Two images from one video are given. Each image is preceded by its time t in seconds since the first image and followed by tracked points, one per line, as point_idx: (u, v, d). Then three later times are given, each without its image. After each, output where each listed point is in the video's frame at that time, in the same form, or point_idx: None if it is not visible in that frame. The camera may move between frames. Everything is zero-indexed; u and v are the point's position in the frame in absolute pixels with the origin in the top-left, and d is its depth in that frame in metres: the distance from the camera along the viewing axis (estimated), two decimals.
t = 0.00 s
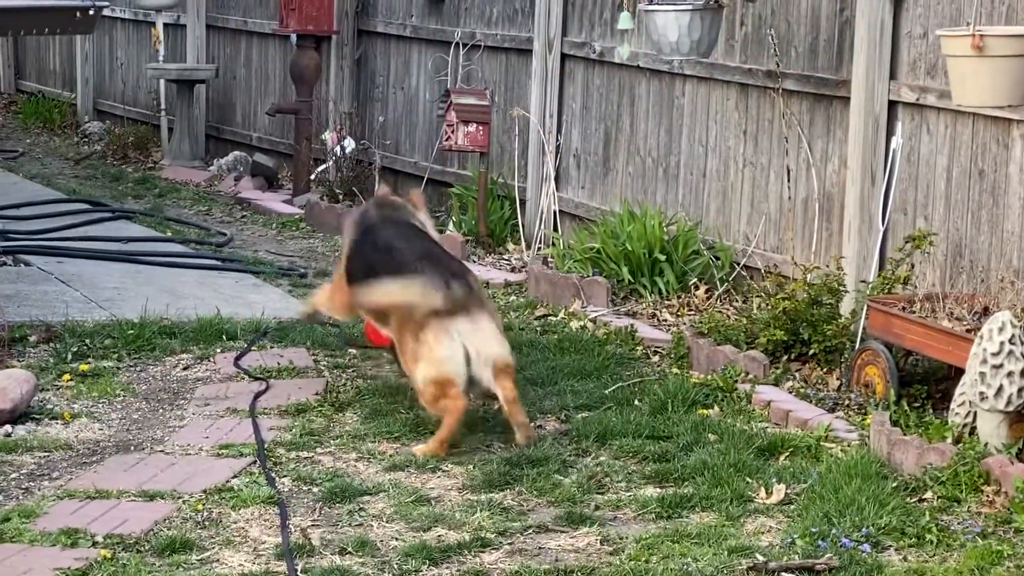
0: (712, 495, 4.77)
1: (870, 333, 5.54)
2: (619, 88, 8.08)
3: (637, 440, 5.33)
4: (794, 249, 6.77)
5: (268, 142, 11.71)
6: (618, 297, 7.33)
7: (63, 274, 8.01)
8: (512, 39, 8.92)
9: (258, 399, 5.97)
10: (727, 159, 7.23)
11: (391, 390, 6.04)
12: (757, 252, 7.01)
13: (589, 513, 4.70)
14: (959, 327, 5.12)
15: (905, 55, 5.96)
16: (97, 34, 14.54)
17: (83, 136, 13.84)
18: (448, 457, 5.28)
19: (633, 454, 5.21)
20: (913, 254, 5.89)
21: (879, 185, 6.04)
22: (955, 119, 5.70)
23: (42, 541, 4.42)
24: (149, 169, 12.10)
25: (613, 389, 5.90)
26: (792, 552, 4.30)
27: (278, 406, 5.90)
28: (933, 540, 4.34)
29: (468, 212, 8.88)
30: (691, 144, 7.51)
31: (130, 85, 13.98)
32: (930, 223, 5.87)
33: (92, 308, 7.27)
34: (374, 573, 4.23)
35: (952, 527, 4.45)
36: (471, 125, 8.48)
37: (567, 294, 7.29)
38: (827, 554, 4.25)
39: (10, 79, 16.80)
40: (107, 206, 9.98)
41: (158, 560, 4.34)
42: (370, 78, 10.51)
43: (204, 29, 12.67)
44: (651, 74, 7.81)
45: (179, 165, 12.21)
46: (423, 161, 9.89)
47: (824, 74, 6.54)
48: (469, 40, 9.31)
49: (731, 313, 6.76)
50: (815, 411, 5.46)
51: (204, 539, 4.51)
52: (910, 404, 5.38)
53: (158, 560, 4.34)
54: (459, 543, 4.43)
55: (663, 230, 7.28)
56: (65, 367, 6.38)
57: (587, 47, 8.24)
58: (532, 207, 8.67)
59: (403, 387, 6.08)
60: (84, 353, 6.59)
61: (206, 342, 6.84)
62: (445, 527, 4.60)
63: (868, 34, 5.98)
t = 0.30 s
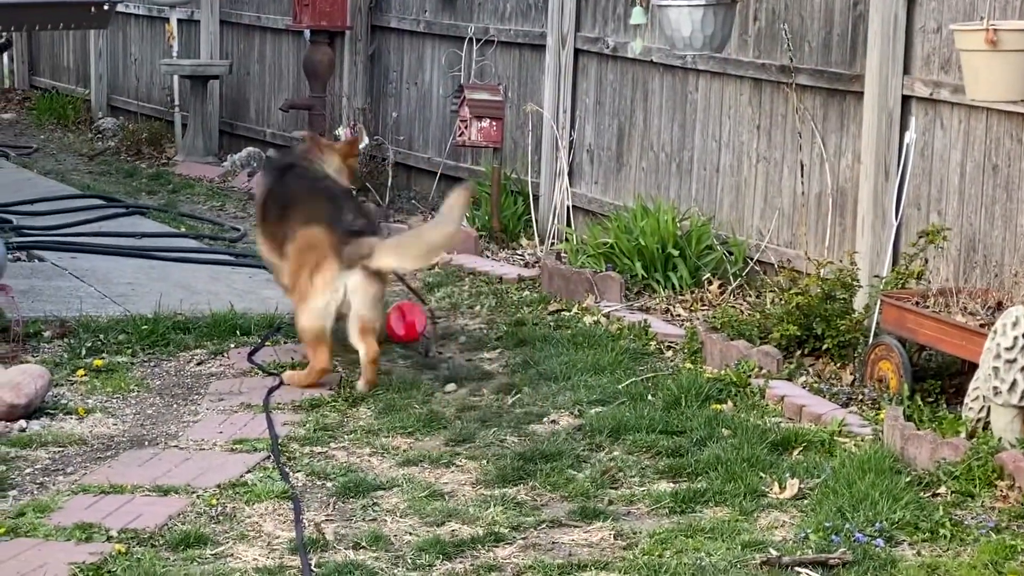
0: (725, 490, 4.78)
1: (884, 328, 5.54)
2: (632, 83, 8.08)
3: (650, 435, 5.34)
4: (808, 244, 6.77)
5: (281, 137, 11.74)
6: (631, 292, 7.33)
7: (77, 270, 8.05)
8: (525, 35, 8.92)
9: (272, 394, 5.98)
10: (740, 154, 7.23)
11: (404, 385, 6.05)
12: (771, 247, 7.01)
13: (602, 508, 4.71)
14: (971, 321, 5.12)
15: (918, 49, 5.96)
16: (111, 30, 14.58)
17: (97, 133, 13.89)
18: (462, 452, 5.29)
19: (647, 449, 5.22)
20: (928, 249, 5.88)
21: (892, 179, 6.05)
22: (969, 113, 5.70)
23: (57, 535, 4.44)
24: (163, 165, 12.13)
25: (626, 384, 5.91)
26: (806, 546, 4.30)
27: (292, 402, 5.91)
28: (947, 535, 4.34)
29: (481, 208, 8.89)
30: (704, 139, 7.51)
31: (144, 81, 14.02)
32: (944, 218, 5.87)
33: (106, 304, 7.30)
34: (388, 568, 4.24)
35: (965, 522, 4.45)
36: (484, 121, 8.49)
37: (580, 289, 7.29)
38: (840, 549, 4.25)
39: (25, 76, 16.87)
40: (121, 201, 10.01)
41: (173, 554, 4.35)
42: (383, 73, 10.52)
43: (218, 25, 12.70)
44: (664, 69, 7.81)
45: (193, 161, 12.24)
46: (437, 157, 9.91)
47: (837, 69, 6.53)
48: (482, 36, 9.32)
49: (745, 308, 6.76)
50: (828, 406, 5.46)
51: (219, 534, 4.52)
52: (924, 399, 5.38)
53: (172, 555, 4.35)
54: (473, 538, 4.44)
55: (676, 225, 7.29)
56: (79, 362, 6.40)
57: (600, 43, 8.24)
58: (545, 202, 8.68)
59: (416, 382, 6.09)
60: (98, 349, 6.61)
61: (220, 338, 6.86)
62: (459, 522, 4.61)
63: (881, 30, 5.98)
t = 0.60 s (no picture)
0: (744, 483, 4.78)
1: (902, 320, 5.54)
2: (650, 76, 8.08)
3: (669, 427, 5.35)
4: (826, 237, 6.77)
5: (299, 132, 11.76)
6: (649, 285, 7.33)
7: (96, 264, 8.09)
8: (543, 28, 8.92)
9: (291, 388, 6.01)
10: (758, 147, 7.22)
11: (422, 378, 6.07)
12: (789, 240, 7.01)
13: (621, 500, 4.72)
14: (990, 314, 5.12)
15: (936, 41, 5.95)
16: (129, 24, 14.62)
17: (116, 127, 13.94)
18: (481, 445, 5.31)
19: (665, 442, 5.22)
20: (946, 241, 5.87)
21: (910, 172, 6.04)
22: (987, 105, 5.68)
23: (78, 528, 4.46)
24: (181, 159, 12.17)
25: (644, 377, 5.91)
26: (825, 539, 4.30)
27: (311, 395, 5.94)
28: (967, 527, 4.34)
29: (499, 201, 8.89)
30: (721, 132, 7.51)
31: (162, 76, 14.07)
32: (963, 211, 5.85)
33: (125, 298, 7.33)
34: (408, 561, 4.25)
35: (985, 514, 4.45)
36: (502, 114, 8.50)
37: (598, 282, 7.30)
38: (860, 541, 4.25)
39: (42, 70, 16.95)
40: (139, 196, 10.05)
41: (193, 547, 4.36)
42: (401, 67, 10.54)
43: (235, 20, 12.73)
44: (682, 62, 7.81)
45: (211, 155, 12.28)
46: (454, 150, 9.92)
47: (855, 61, 6.52)
48: (499, 29, 9.32)
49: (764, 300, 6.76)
50: (846, 398, 5.46)
51: (238, 526, 4.54)
52: (943, 391, 5.38)
53: (193, 548, 4.36)
54: (492, 531, 4.45)
55: (694, 218, 7.30)
56: (99, 356, 6.43)
57: (617, 36, 8.23)
58: (564, 196, 8.69)
59: (435, 375, 6.11)
60: (118, 343, 6.65)
61: (239, 331, 6.89)
62: (478, 514, 4.62)
63: (900, 23, 5.97)
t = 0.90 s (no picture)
0: (763, 472, 4.78)
1: (922, 309, 5.53)
2: (667, 66, 8.07)
3: (687, 417, 5.35)
4: (844, 226, 6.75)
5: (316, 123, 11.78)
6: (667, 275, 7.33)
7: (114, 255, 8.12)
8: (560, 19, 8.91)
9: (309, 379, 6.02)
10: (776, 137, 7.21)
11: (440, 369, 6.08)
12: (806, 229, 6.99)
13: (640, 490, 4.72)
14: (1010, 303, 5.10)
15: (955, 30, 5.93)
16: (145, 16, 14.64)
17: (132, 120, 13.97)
18: (500, 435, 5.32)
19: (685, 432, 5.23)
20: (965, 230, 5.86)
21: (930, 161, 6.01)
22: (1007, 93, 5.66)
23: (99, 519, 4.48)
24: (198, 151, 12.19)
25: (662, 367, 5.92)
26: (845, 528, 4.30)
27: (329, 385, 5.96)
28: (987, 516, 4.34)
29: (516, 192, 8.89)
30: (739, 121, 7.50)
31: (178, 68, 14.09)
32: (982, 199, 5.84)
33: (144, 289, 7.36)
34: (428, 551, 4.26)
35: (1006, 503, 4.44)
36: (519, 105, 8.49)
37: (615, 272, 7.30)
38: (880, 530, 4.25)
39: (59, 63, 16.99)
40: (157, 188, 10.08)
41: (213, 537, 4.38)
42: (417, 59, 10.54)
43: (252, 12, 12.75)
44: (699, 52, 7.79)
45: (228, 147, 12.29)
46: (471, 141, 9.92)
47: (873, 50, 6.50)
48: (516, 20, 9.32)
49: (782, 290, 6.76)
50: (865, 388, 5.45)
51: (258, 517, 4.55)
52: (962, 380, 5.37)
53: (213, 538, 4.38)
54: (511, 521, 4.45)
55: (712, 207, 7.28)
56: (118, 347, 6.45)
57: (634, 26, 8.22)
58: (581, 186, 8.69)
59: (452, 365, 6.12)
60: (136, 334, 6.67)
61: (257, 322, 6.91)
62: (498, 504, 4.63)
63: (918, 12, 5.95)
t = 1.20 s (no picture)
0: (779, 464, 4.78)
1: (937, 300, 5.51)
2: (682, 57, 8.06)
3: (703, 409, 5.36)
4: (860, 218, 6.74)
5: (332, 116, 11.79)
6: (682, 267, 7.33)
7: (130, 248, 8.15)
8: (575, 10, 8.90)
9: (325, 371, 6.04)
10: (792, 128, 7.19)
11: (456, 361, 6.09)
12: (822, 220, 6.98)
13: (656, 482, 4.73)
14: None
15: (971, 20, 5.91)
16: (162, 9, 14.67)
17: (149, 113, 14.02)
18: (515, 428, 5.33)
19: (700, 424, 5.23)
20: (981, 220, 5.84)
21: (945, 152, 6.00)
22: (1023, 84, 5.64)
23: (115, 512, 4.51)
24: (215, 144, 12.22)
25: (678, 359, 5.92)
26: (861, 519, 4.30)
27: (345, 378, 5.97)
28: (1003, 508, 4.33)
29: (532, 183, 8.89)
30: (754, 113, 7.48)
31: (195, 60, 14.12)
32: (998, 190, 5.82)
33: (160, 282, 7.39)
34: (443, 543, 4.27)
35: (1022, 494, 4.44)
36: (534, 97, 8.49)
37: (631, 264, 7.30)
38: (896, 522, 4.25)
39: (76, 56, 17.05)
40: (173, 180, 10.11)
41: (228, 530, 4.40)
42: (433, 51, 10.54)
43: (267, 4, 12.76)
44: (715, 43, 7.78)
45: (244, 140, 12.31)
46: (487, 133, 9.93)
47: (889, 41, 6.48)
48: (531, 11, 9.31)
49: (798, 281, 6.76)
50: (881, 379, 5.45)
51: (273, 510, 4.57)
52: (978, 371, 5.36)
53: (228, 531, 4.40)
54: (526, 513, 4.46)
55: (727, 199, 7.28)
56: (134, 341, 6.48)
57: (649, 18, 8.21)
58: (596, 177, 8.69)
59: (468, 358, 6.13)
60: (152, 327, 6.70)
61: (272, 315, 6.93)
62: (513, 497, 4.64)
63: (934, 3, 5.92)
